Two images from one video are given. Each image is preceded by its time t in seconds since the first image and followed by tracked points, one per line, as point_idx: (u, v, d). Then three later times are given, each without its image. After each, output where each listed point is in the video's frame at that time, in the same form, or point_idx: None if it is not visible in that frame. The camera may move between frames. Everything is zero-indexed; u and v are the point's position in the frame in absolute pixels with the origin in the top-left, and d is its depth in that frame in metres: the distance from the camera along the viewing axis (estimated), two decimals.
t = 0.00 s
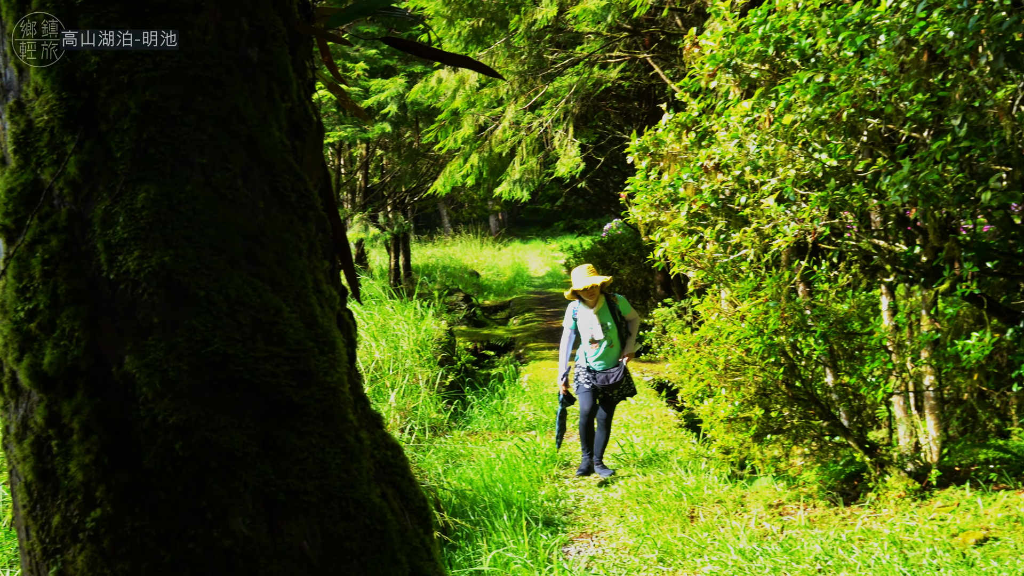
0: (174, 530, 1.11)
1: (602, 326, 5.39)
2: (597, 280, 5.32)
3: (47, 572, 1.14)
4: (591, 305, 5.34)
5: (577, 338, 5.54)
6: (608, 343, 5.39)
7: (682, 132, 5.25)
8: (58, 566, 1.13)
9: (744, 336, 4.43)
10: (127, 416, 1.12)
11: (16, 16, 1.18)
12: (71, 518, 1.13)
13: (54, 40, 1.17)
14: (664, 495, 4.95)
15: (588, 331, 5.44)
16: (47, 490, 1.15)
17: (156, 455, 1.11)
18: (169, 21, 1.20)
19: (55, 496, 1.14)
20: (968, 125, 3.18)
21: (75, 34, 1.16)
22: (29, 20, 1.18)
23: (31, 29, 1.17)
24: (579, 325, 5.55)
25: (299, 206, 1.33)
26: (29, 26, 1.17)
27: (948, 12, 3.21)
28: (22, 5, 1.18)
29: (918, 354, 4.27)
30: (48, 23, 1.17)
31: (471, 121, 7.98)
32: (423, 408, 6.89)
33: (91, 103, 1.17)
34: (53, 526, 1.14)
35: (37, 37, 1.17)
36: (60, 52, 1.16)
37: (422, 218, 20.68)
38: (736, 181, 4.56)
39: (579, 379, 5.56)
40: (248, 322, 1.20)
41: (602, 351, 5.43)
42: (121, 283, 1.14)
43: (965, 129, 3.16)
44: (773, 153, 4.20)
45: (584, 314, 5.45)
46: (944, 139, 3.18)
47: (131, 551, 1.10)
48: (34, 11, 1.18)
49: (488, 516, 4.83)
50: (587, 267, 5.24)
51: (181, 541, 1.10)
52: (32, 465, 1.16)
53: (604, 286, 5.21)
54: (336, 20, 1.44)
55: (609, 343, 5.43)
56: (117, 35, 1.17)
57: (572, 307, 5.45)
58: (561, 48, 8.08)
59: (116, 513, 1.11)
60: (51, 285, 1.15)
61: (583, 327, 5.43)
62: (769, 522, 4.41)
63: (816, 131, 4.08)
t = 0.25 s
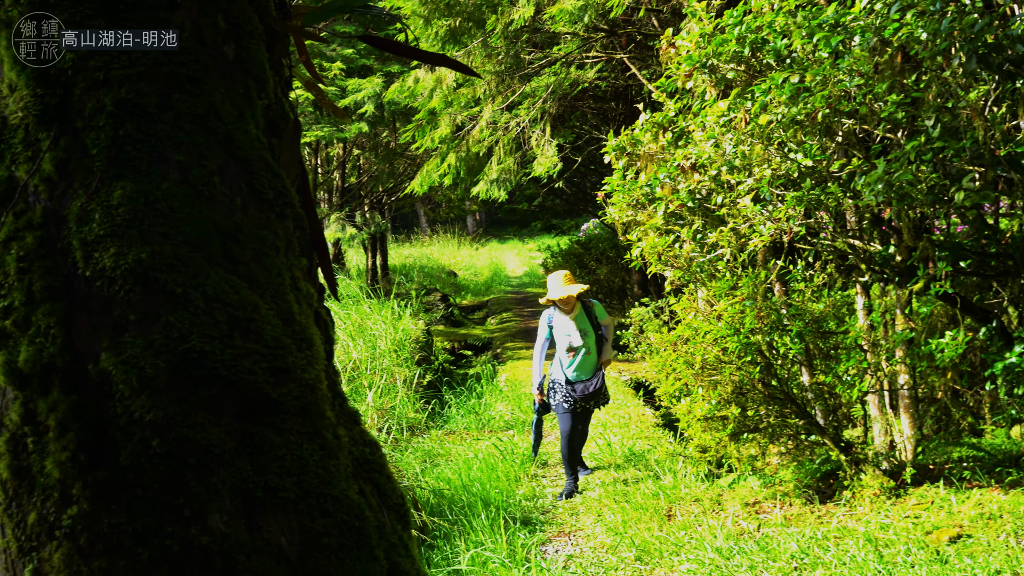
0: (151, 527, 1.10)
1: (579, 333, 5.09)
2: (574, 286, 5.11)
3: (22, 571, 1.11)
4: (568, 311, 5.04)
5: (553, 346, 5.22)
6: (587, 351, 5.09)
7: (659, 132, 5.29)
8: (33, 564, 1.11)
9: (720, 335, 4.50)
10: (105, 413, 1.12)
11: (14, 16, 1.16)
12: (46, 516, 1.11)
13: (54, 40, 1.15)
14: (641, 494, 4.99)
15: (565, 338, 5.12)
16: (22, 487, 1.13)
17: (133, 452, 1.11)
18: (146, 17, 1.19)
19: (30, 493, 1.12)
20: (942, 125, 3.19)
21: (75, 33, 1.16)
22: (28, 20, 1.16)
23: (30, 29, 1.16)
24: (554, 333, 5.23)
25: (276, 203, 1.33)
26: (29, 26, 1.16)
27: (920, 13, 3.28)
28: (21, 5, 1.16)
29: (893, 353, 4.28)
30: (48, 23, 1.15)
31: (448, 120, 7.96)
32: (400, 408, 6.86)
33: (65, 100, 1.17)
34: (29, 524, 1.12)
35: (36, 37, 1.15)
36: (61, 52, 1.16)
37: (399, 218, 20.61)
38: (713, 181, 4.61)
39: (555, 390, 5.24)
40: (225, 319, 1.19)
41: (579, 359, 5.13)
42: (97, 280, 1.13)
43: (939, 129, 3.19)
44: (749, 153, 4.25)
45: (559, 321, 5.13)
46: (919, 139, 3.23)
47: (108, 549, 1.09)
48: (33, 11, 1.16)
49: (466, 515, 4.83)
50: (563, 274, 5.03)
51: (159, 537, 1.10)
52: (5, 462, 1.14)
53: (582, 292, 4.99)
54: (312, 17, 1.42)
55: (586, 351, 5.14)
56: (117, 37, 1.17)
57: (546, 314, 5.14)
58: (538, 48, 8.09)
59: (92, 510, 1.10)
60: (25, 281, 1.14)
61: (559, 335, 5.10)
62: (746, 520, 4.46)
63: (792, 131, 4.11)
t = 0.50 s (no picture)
0: (135, 519, 1.10)
1: (561, 326, 5.10)
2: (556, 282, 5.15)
3: (5, 564, 1.12)
4: (551, 306, 5.11)
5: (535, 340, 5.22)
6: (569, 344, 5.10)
7: (643, 129, 5.32)
8: (17, 556, 1.11)
9: (705, 332, 4.53)
10: (89, 405, 1.12)
11: (13, 15, 1.15)
12: (30, 508, 1.11)
13: (54, 40, 1.16)
14: (627, 490, 5.03)
15: (547, 332, 5.13)
16: (5, 480, 1.14)
17: (117, 445, 1.11)
18: (130, 10, 1.19)
19: (14, 486, 1.13)
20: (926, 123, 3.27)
21: (75, 34, 1.16)
22: (26, 19, 1.16)
23: (30, 29, 1.15)
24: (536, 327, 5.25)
25: (261, 196, 1.32)
26: (28, 25, 1.15)
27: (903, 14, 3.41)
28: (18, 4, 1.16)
29: (876, 351, 4.37)
30: (47, 22, 1.15)
31: (433, 117, 7.95)
32: (385, 404, 6.87)
33: (49, 91, 1.17)
34: (12, 516, 1.12)
35: (36, 37, 1.15)
36: (60, 52, 1.16)
37: (384, 214, 20.55)
38: (697, 178, 4.64)
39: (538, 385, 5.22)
40: (209, 312, 1.19)
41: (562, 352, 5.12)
42: (81, 272, 1.13)
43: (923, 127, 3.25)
44: (734, 150, 4.26)
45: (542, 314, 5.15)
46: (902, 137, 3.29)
47: (92, 541, 1.09)
48: (31, 10, 1.16)
49: (451, 511, 4.83)
50: (547, 270, 5.07)
51: (143, 530, 1.10)
52: None
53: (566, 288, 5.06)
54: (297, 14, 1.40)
55: (569, 344, 5.14)
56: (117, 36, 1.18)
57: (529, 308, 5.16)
58: (524, 45, 8.10)
59: (75, 503, 1.10)
60: (9, 274, 1.14)
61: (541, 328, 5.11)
62: (730, 516, 4.50)
63: (776, 128, 4.17)
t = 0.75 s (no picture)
0: (120, 511, 1.10)
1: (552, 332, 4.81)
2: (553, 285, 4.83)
3: None
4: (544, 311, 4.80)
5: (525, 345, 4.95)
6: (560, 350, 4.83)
7: (633, 123, 5.33)
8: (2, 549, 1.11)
9: (693, 327, 4.56)
10: (74, 398, 1.12)
11: (13, 15, 1.15)
12: (14, 500, 1.11)
13: (54, 40, 1.15)
14: (614, 485, 5.06)
15: (538, 337, 4.85)
16: None
17: (103, 437, 1.11)
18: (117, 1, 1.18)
19: None
20: (914, 119, 3.25)
21: (76, 34, 1.15)
22: (27, 19, 1.15)
23: (30, 29, 1.15)
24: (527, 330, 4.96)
25: (248, 188, 1.31)
26: (28, 26, 1.15)
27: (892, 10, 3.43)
28: (19, 4, 1.15)
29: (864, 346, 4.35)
30: (47, 22, 1.15)
31: (422, 111, 7.93)
32: (374, 398, 6.86)
33: (34, 82, 1.16)
34: None
35: (35, 37, 1.15)
36: (61, 52, 1.15)
37: (373, 208, 20.49)
38: (686, 173, 4.63)
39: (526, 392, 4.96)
40: (196, 304, 1.19)
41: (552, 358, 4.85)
42: (67, 264, 1.13)
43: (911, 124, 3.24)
44: (723, 145, 4.30)
45: (533, 318, 4.85)
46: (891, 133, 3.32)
47: (77, 533, 1.09)
48: (31, 10, 1.15)
49: (439, 505, 4.84)
50: (543, 273, 4.74)
51: (128, 522, 1.10)
52: None
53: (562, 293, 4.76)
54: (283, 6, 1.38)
55: (560, 351, 4.85)
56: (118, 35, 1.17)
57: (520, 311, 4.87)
58: (514, 39, 8.08)
59: (60, 496, 1.10)
60: None
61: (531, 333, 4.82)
62: (718, 511, 4.53)
63: (765, 124, 4.18)
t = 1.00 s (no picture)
0: (99, 509, 1.10)
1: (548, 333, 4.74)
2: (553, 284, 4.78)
3: None
4: (542, 310, 4.73)
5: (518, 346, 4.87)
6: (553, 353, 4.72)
7: (618, 121, 5.33)
8: None
9: (677, 324, 4.60)
10: (52, 397, 1.12)
11: (13, 15, 1.14)
12: None
13: (54, 40, 1.14)
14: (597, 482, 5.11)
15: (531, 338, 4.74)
16: None
17: (81, 436, 1.11)
18: None
19: None
20: (895, 118, 3.35)
21: (75, 33, 1.15)
22: (27, 19, 1.15)
23: (30, 29, 1.14)
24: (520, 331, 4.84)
25: (230, 185, 1.30)
26: (29, 25, 1.14)
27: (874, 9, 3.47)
28: (18, 4, 1.14)
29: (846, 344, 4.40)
30: (47, 22, 1.14)
31: (407, 107, 7.92)
32: (357, 395, 6.83)
33: (16, 77, 1.16)
34: None
35: (36, 37, 1.14)
36: (61, 51, 1.15)
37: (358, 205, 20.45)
38: (670, 171, 4.63)
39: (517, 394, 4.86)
40: (176, 302, 1.17)
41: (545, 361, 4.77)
42: (46, 261, 1.12)
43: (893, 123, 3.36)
44: (707, 143, 4.31)
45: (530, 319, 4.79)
46: (875, 131, 3.40)
47: (54, 532, 1.10)
48: (31, 10, 1.15)
49: (422, 502, 4.84)
50: (544, 270, 4.69)
51: (106, 521, 1.10)
52: None
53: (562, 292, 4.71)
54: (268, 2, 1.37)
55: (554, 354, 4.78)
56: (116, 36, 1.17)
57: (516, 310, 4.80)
58: (498, 36, 8.10)
59: (39, 494, 1.11)
60: None
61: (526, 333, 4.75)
62: (700, 508, 4.55)
63: (749, 122, 4.20)
